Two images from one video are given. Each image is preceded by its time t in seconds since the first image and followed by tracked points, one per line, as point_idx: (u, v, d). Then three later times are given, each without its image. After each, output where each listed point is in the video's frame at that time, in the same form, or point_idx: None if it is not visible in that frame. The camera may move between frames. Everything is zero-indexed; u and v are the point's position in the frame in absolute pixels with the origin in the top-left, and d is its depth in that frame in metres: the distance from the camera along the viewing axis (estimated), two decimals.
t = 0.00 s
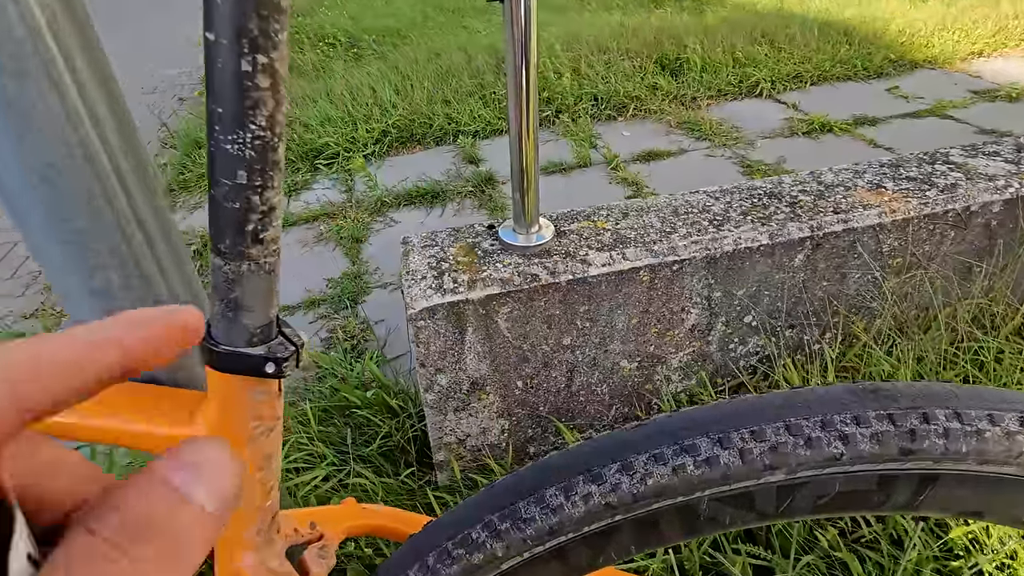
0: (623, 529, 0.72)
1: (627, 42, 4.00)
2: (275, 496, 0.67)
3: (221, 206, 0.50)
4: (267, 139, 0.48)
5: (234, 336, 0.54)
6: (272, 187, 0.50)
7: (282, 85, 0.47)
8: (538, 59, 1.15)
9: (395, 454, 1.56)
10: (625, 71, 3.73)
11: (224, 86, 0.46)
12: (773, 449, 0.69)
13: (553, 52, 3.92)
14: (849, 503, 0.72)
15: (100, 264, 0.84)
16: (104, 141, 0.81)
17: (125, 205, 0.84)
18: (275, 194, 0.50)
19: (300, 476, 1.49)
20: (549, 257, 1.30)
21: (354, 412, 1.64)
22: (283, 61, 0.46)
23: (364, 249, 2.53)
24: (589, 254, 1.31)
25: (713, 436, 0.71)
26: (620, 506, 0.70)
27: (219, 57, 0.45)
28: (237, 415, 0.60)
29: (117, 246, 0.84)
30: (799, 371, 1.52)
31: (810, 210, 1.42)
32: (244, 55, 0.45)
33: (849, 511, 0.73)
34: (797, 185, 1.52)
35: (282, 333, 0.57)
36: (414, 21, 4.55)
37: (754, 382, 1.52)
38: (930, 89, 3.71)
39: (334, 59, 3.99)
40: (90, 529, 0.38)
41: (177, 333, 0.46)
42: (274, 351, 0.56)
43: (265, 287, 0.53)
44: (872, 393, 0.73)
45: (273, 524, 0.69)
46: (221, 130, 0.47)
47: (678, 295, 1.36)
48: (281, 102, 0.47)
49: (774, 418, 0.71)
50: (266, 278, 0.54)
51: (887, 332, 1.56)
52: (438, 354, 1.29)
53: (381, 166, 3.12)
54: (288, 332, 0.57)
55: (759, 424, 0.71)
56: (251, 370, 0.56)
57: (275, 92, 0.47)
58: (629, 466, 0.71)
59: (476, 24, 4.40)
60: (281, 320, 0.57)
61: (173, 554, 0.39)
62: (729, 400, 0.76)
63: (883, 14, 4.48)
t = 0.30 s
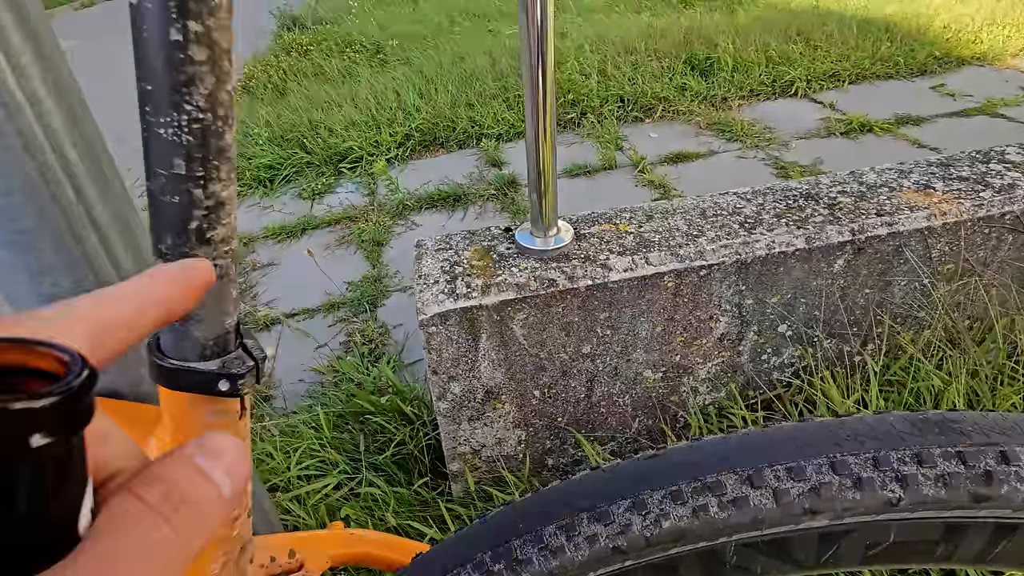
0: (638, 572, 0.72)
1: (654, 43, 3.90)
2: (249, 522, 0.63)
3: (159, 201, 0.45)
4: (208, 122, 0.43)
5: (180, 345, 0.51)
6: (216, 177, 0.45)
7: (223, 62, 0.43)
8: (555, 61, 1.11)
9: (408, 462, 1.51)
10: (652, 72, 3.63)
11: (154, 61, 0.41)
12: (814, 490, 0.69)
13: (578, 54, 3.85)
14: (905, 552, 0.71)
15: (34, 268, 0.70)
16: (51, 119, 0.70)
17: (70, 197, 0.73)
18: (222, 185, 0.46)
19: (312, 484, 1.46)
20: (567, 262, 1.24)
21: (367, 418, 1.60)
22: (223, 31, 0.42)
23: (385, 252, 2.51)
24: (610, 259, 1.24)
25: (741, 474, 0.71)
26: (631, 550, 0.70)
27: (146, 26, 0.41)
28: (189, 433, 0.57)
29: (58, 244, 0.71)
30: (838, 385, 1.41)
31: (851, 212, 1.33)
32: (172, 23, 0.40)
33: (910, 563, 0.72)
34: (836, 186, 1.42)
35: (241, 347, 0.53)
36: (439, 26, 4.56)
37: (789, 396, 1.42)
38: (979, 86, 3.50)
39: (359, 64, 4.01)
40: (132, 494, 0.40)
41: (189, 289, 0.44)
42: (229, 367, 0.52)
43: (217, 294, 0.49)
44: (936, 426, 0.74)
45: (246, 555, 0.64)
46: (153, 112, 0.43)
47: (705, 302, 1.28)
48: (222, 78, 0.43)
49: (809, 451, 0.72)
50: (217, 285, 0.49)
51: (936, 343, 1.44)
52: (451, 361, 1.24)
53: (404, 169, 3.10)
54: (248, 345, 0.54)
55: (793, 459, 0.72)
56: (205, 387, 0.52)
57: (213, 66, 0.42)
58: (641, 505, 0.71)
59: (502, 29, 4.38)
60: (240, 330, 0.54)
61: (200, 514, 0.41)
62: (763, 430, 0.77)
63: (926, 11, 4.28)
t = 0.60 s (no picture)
0: None
1: (681, 45, 3.82)
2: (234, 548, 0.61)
3: (123, 211, 0.45)
4: (171, 123, 0.44)
5: (153, 366, 0.50)
6: (183, 185, 0.45)
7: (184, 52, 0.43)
8: (575, 67, 1.06)
9: (422, 472, 1.49)
10: (679, 75, 3.55)
11: (112, 60, 0.42)
12: (849, 540, 0.72)
13: (602, 58, 3.80)
14: None
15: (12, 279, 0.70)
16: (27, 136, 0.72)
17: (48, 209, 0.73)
18: (190, 194, 0.46)
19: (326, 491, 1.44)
20: (586, 270, 1.20)
21: (382, 426, 1.58)
22: (183, 23, 0.42)
23: (404, 257, 2.51)
24: (631, 267, 1.19)
25: (767, 518, 0.75)
26: None
27: (100, 21, 0.41)
28: (165, 458, 0.55)
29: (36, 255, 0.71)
30: (873, 403, 1.34)
31: (888, 220, 1.25)
32: (126, 15, 0.41)
33: None
34: (873, 192, 1.35)
35: (220, 367, 0.53)
36: (463, 31, 4.57)
37: (820, 412, 1.35)
38: None
39: (384, 70, 4.04)
40: (134, 531, 0.39)
41: (180, 310, 0.45)
42: (202, 389, 0.52)
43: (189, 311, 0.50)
44: (992, 469, 0.76)
45: None
46: (112, 114, 0.43)
47: (732, 313, 1.22)
48: (185, 76, 0.43)
49: (844, 498, 0.76)
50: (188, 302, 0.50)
51: (982, 359, 1.35)
52: (465, 371, 1.21)
53: (426, 174, 3.10)
54: (227, 364, 0.54)
55: (823, 503, 0.76)
56: (178, 411, 0.52)
57: (174, 62, 0.42)
58: (652, 548, 0.76)
59: (526, 33, 4.36)
60: (220, 349, 0.54)
61: (201, 550, 0.40)
62: (791, 466, 0.82)
63: (969, 9, 4.09)
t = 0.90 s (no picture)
0: None
1: (708, 49, 3.76)
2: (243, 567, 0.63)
3: (133, 237, 0.47)
4: (180, 151, 0.45)
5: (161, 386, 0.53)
6: (192, 211, 0.47)
7: (189, 86, 0.44)
8: (596, 70, 1.05)
9: (440, 478, 1.49)
10: (705, 79, 3.50)
11: (123, 92, 0.43)
12: None
13: (627, 62, 3.77)
14: None
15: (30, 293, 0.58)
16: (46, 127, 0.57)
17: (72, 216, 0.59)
18: (198, 220, 0.48)
19: (345, 495, 1.46)
20: (606, 279, 1.18)
21: (400, 430, 1.58)
22: (192, 54, 0.43)
23: (426, 261, 2.52)
24: (652, 276, 1.17)
25: (787, 559, 0.78)
26: None
27: (110, 52, 0.42)
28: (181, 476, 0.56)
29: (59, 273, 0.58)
30: (905, 419, 1.29)
31: (922, 230, 1.21)
32: (135, 48, 0.42)
33: None
34: (907, 201, 1.30)
35: (229, 389, 0.55)
36: (488, 36, 4.58)
37: (848, 428, 1.30)
38: None
39: (408, 76, 4.08)
40: (195, 552, 0.44)
41: (228, 349, 0.50)
42: (212, 409, 0.54)
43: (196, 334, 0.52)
44: None
45: None
46: (122, 144, 0.44)
47: (757, 324, 1.19)
48: (193, 105, 0.44)
49: (870, 541, 0.78)
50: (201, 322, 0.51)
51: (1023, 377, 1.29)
52: (483, 379, 1.20)
53: (449, 178, 3.11)
54: (235, 386, 0.56)
55: (847, 545, 0.79)
56: (189, 430, 0.54)
57: (182, 92, 0.43)
58: None
59: (551, 38, 4.35)
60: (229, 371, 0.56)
61: (255, 569, 0.45)
62: (814, 502, 0.85)
63: (1011, 10, 3.95)
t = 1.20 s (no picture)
0: None
1: (731, 53, 3.72)
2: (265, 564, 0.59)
3: (150, 221, 0.42)
4: (198, 133, 0.40)
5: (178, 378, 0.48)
6: (210, 196, 0.42)
7: (213, 67, 0.39)
8: (619, 71, 1.04)
9: (456, 482, 1.49)
10: (728, 83, 3.46)
11: (139, 68, 0.38)
12: None
13: (648, 66, 3.75)
14: None
15: (52, 283, 0.58)
16: (70, 119, 0.55)
17: (92, 207, 0.58)
18: (216, 204, 0.43)
19: (362, 496, 1.46)
20: (627, 283, 1.16)
21: (417, 433, 1.58)
22: (212, 32, 0.38)
23: (445, 264, 2.53)
24: (674, 281, 1.15)
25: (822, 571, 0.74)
26: None
27: (128, 26, 0.37)
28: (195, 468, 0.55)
29: (79, 264, 0.59)
30: (938, 433, 1.24)
31: (958, 237, 1.17)
32: (154, 24, 0.37)
33: None
34: (942, 207, 1.25)
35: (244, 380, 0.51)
36: (510, 41, 4.60)
37: (877, 441, 1.26)
38: None
39: (430, 80, 4.11)
40: None
41: (218, 391, 0.47)
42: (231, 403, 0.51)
43: (215, 323, 0.47)
44: None
45: None
46: (139, 124, 0.39)
47: (783, 332, 1.16)
48: (213, 85, 0.39)
49: (912, 555, 0.74)
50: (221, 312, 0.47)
51: None
52: (501, 382, 1.19)
53: (468, 182, 3.12)
54: (251, 376, 0.52)
55: (886, 558, 0.74)
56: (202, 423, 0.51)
57: (202, 72, 0.38)
58: None
59: (572, 43, 4.35)
60: (244, 360, 0.51)
61: None
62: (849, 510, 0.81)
63: None
